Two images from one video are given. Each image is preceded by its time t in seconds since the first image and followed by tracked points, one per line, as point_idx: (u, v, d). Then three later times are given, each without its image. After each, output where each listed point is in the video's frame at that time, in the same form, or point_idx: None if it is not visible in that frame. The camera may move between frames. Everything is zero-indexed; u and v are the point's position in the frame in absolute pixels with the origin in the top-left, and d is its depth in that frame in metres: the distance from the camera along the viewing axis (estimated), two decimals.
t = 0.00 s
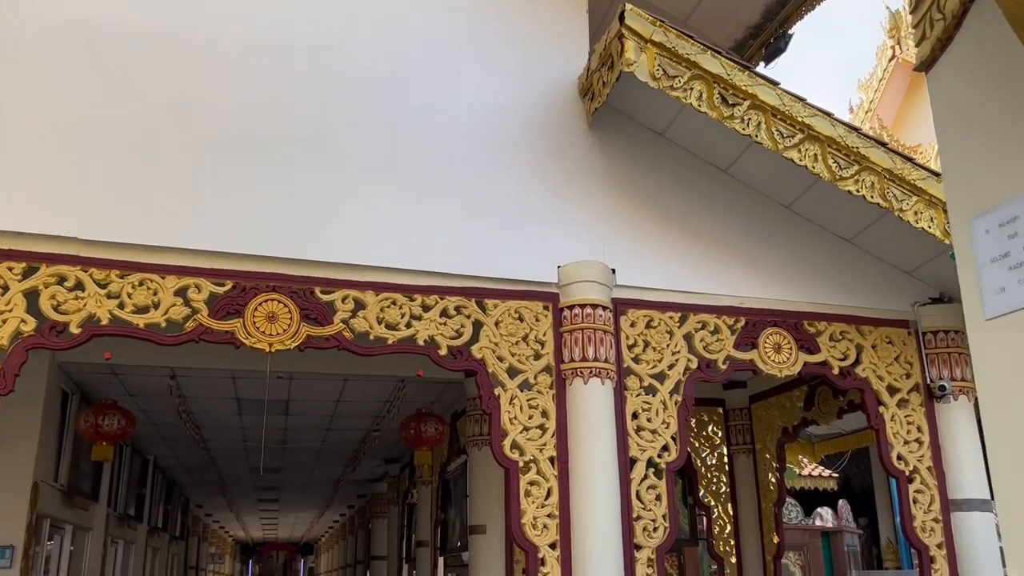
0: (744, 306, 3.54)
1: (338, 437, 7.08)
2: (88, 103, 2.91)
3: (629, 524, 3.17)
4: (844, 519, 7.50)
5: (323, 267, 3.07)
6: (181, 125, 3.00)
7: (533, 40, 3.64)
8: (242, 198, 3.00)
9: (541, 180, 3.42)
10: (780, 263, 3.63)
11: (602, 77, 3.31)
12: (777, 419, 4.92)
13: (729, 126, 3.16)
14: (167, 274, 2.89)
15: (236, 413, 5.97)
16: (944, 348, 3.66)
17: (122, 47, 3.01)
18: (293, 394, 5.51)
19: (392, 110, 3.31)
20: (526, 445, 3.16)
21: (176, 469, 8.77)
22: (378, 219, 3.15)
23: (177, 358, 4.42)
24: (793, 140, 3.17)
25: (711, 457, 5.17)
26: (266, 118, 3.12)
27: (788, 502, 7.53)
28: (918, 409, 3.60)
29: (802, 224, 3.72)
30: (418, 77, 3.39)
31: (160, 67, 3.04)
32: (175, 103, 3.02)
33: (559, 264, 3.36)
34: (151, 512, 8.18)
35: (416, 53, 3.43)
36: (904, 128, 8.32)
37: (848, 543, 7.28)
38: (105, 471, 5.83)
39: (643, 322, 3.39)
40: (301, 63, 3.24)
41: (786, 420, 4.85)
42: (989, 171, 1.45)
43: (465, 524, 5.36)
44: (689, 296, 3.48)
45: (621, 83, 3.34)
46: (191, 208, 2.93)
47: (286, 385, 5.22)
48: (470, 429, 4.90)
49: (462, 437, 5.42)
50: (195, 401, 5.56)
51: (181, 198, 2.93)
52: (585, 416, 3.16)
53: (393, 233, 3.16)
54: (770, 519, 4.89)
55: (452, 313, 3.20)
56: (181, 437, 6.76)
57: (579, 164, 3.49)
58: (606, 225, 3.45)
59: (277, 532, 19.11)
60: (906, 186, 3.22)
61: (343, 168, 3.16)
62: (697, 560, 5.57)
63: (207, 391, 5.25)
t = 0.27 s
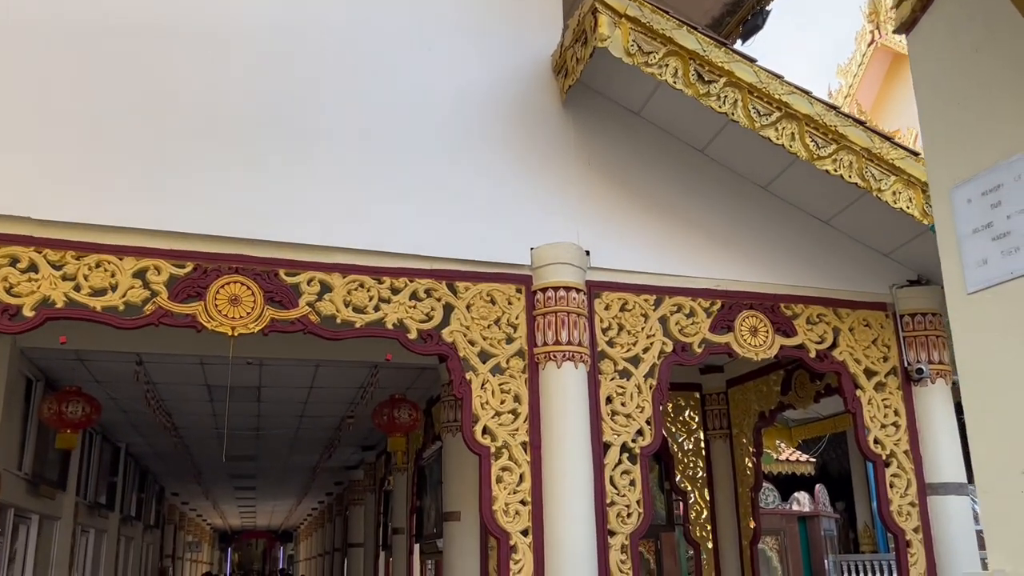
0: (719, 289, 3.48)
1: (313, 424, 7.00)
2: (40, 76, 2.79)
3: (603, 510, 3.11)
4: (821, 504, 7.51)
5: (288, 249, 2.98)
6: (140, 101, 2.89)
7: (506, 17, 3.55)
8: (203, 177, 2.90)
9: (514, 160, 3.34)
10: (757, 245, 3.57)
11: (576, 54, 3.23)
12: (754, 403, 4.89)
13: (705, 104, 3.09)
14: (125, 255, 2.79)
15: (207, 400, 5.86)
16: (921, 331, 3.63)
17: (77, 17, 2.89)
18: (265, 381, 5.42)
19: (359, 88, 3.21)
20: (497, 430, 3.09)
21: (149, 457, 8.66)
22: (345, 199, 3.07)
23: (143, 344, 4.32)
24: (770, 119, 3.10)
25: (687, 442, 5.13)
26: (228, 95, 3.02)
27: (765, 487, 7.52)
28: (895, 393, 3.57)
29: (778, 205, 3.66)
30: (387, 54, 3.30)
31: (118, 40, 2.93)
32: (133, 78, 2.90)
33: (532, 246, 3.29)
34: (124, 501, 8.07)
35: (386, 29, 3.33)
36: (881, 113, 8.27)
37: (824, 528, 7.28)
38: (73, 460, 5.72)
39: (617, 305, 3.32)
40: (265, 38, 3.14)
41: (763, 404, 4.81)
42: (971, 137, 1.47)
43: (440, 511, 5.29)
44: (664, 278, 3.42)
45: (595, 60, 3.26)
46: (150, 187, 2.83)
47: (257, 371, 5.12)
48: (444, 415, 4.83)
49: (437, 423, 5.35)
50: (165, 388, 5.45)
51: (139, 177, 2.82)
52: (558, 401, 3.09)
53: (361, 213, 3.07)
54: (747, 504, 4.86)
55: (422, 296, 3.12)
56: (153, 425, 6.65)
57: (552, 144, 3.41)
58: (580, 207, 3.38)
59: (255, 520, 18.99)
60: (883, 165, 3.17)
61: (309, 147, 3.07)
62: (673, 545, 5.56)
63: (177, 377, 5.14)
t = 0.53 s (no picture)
0: (708, 269, 3.42)
1: (298, 410, 6.91)
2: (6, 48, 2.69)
3: (589, 494, 3.05)
4: (809, 488, 7.49)
5: (264, 227, 2.90)
6: (110, 74, 2.79)
7: None
8: (176, 153, 2.81)
9: (497, 137, 3.26)
10: (745, 224, 3.51)
11: (561, 27, 3.15)
12: (742, 386, 4.83)
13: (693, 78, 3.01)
14: (95, 234, 2.70)
15: (189, 386, 5.77)
16: (911, 311, 3.58)
17: None
18: (247, 366, 5.33)
19: (338, 62, 3.13)
20: (481, 413, 3.02)
21: (133, 445, 8.56)
22: (323, 176, 2.98)
23: (120, 329, 4.22)
24: (759, 94, 3.03)
25: (675, 426, 5.07)
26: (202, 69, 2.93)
27: (753, 471, 7.49)
28: (885, 373, 3.52)
29: (767, 184, 3.59)
30: (366, 28, 3.21)
31: (87, 11, 2.83)
32: (102, 51, 2.81)
33: (516, 225, 3.21)
34: (107, 489, 7.97)
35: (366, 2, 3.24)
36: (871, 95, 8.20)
37: (812, 511, 7.27)
38: (53, 447, 5.62)
39: (603, 286, 3.25)
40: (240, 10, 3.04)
41: (751, 387, 4.76)
42: (972, 94, 1.42)
43: (425, 496, 5.23)
44: (651, 258, 3.35)
45: (580, 33, 3.18)
46: (121, 164, 2.73)
47: (239, 356, 5.04)
48: (429, 400, 4.75)
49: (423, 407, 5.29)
50: (145, 374, 5.36)
51: (109, 152, 2.73)
52: (543, 383, 3.02)
53: (339, 191, 2.99)
54: (735, 488, 4.81)
55: (403, 276, 3.04)
56: (134, 412, 6.55)
57: (537, 121, 3.33)
58: (565, 184, 3.30)
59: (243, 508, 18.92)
60: (875, 141, 3.11)
61: (286, 123, 2.98)
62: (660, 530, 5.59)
63: (157, 362, 5.05)
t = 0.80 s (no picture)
0: (702, 246, 3.35)
1: (287, 395, 6.83)
2: None
3: (581, 476, 2.99)
4: (803, 471, 7.47)
5: (246, 204, 2.81)
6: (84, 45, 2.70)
7: None
8: (153, 126, 2.72)
9: (486, 111, 3.18)
10: (740, 201, 3.43)
11: None
12: (736, 367, 4.78)
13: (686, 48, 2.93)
14: (70, 210, 2.62)
15: (177, 371, 5.69)
16: (908, 288, 3.51)
17: None
18: (235, 350, 5.25)
19: (322, 34, 3.04)
20: (471, 394, 2.95)
21: (121, 432, 8.49)
22: (307, 150, 2.89)
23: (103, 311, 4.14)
24: (754, 65, 2.95)
25: (669, 408, 5.02)
26: (181, 40, 2.84)
27: (747, 453, 7.46)
28: (882, 352, 3.46)
29: (762, 159, 3.52)
30: None
31: None
32: (76, 21, 2.71)
33: (506, 201, 3.13)
34: (95, 476, 7.90)
35: None
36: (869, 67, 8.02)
37: (806, 493, 7.25)
38: (37, 434, 5.54)
39: (595, 263, 3.18)
40: None
41: (746, 367, 4.71)
42: (987, 32, 1.27)
43: (416, 480, 5.17)
44: (644, 235, 3.27)
45: (570, 3, 3.10)
46: (96, 138, 2.64)
47: (226, 340, 4.96)
48: (419, 383, 4.68)
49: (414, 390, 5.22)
50: (131, 359, 5.27)
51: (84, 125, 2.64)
52: (534, 362, 2.95)
53: (324, 166, 2.90)
54: (730, 469, 4.77)
55: (390, 254, 2.96)
56: (121, 398, 6.47)
57: (527, 94, 3.25)
58: (557, 159, 3.22)
59: (236, 495, 18.88)
60: (872, 113, 3.03)
61: (268, 95, 2.90)
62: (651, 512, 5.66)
63: (143, 347, 4.97)
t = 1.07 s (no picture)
0: (701, 228, 3.27)
1: (281, 383, 6.76)
2: None
3: (579, 463, 2.92)
4: (802, 457, 7.42)
5: (233, 185, 2.73)
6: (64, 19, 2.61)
7: None
8: (136, 103, 2.63)
9: (480, 90, 3.10)
10: (739, 182, 3.35)
11: None
12: (734, 352, 4.72)
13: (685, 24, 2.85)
14: (49, 192, 2.54)
15: (168, 359, 5.62)
16: (911, 270, 3.44)
17: None
18: (227, 338, 5.18)
19: (311, 11, 2.96)
20: (465, 379, 2.88)
21: (114, 421, 8.42)
22: (295, 130, 2.81)
23: (90, 298, 4.06)
24: (754, 41, 2.87)
25: (666, 394, 4.96)
26: (164, 16, 2.75)
27: (745, 440, 7.41)
28: (884, 335, 3.40)
29: (762, 138, 3.44)
30: None
31: None
32: None
33: (500, 182, 3.05)
34: (88, 466, 7.84)
35: None
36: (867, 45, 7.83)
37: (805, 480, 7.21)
38: (27, 424, 5.47)
39: (592, 246, 3.10)
40: None
41: (744, 352, 4.64)
42: None
43: (411, 468, 5.11)
44: (642, 217, 3.20)
45: None
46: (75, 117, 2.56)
47: (217, 327, 4.88)
48: (413, 369, 4.61)
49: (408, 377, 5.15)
50: (122, 347, 5.20)
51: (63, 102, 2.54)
52: (529, 347, 2.88)
53: (313, 146, 2.82)
54: (728, 455, 4.71)
55: (381, 237, 2.89)
56: (112, 387, 6.40)
57: (522, 73, 3.17)
58: (552, 139, 3.14)
59: (231, 483, 18.82)
60: (875, 91, 2.96)
61: (255, 74, 2.81)
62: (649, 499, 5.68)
63: (133, 334, 4.89)
